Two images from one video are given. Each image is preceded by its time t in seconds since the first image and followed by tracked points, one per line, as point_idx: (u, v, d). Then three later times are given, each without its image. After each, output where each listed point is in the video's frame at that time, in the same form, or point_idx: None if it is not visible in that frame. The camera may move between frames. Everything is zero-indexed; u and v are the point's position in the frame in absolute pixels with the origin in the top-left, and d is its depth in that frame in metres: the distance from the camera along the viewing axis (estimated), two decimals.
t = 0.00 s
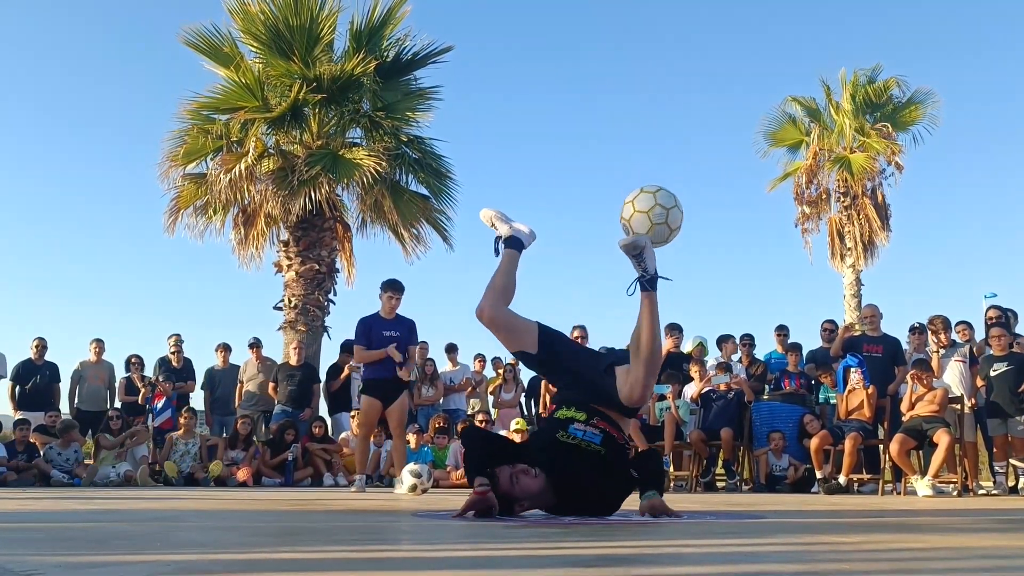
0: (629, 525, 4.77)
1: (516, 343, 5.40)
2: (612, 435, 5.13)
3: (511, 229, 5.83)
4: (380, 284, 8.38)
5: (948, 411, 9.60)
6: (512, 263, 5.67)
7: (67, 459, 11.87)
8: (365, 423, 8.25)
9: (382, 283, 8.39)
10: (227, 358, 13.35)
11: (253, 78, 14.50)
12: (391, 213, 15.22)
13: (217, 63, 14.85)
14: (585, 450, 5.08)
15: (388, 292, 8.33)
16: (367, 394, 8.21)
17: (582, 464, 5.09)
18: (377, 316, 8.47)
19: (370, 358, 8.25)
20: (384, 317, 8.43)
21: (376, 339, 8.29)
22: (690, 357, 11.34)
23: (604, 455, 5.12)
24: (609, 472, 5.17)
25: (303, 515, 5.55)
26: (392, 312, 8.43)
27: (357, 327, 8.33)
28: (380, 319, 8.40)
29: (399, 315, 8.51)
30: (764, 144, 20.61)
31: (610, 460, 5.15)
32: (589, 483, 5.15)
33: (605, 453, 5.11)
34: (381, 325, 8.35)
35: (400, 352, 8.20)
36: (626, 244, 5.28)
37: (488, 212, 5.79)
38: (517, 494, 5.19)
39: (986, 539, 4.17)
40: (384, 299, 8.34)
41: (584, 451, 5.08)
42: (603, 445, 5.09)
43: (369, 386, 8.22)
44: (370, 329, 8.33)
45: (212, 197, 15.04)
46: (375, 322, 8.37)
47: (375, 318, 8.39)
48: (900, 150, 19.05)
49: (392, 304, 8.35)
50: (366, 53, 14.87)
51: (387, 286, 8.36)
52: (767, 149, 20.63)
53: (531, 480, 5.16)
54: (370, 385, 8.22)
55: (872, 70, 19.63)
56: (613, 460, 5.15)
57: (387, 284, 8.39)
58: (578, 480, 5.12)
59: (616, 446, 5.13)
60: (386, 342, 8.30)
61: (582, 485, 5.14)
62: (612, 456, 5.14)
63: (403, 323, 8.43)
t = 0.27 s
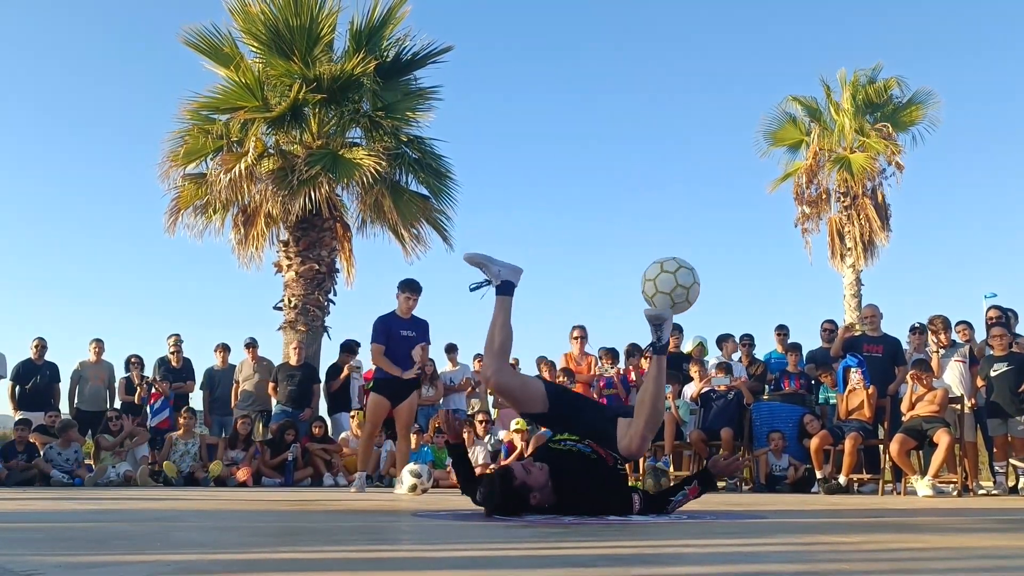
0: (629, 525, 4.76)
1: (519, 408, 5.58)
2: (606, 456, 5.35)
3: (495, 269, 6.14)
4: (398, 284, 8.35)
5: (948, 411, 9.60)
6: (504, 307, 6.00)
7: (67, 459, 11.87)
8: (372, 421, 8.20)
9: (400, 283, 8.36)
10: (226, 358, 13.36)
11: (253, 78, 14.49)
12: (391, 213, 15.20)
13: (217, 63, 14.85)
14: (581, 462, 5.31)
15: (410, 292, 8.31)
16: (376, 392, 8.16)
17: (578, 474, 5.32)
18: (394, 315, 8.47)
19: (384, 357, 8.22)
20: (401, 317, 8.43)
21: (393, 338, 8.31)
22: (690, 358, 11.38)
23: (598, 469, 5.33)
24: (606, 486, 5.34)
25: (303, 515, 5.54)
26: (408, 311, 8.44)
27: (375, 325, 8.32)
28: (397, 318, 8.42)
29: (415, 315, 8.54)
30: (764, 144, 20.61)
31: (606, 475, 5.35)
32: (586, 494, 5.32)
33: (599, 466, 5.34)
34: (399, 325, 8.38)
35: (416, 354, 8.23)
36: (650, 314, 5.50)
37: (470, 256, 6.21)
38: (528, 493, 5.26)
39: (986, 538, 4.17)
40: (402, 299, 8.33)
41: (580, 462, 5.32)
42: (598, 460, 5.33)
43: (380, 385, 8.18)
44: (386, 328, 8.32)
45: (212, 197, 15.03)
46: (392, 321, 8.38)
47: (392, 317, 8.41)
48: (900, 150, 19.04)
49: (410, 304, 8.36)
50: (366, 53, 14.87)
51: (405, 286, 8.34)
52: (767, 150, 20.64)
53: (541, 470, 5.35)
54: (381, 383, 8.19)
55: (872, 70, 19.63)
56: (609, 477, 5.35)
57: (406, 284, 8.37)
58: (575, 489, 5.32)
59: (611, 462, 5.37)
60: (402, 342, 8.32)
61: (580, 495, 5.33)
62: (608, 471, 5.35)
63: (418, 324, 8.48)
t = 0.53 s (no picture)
0: (629, 525, 4.76)
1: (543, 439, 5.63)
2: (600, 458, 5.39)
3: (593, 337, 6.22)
4: (407, 282, 8.35)
5: (948, 411, 9.60)
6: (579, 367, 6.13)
7: (67, 459, 11.88)
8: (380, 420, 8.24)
9: (410, 281, 8.34)
10: (225, 358, 13.36)
11: (253, 78, 14.48)
12: (391, 213, 15.20)
13: (217, 63, 14.85)
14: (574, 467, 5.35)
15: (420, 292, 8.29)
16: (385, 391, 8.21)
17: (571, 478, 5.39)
18: (402, 313, 8.44)
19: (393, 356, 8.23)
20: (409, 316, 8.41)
21: (402, 338, 8.29)
22: (690, 358, 11.37)
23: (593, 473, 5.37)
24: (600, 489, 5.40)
25: (303, 515, 5.54)
26: (417, 311, 8.44)
27: (384, 323, 8.29)
28: (405, 317, 8.40)
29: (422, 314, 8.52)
30: (764, 144, 20.61)
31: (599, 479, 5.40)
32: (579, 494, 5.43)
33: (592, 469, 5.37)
34: (408, 324, 8.35)
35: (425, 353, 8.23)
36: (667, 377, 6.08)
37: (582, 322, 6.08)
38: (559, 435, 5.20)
39: (987, 538, 4.17)
40: (411, 298, 8.33)
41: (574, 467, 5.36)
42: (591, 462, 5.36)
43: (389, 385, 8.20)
44: (396, 328, 8.30)
45: (212, 198, 15.03)
46: (401, 320, 8.35)
47: (400, 315, 8.38)
48: (900, 150, 19.04)
49: (419, 303, 8.34)
50: (366, 53, 14.86)
51: (415, 284, 8.34)
52: (767, 150, 20.65)
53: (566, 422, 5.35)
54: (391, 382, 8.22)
55: (873, 70, 19.63)
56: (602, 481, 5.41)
57: (415, 283, 8.34)
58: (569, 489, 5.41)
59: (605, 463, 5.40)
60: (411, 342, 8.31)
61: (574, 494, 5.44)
62: (601, 472, 5.39)
63: (426, 323, 8.47)
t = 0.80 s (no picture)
0: (629, 525, 4.76)
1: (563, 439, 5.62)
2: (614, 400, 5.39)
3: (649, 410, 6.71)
4: (409, 282, 8.35)
5: (948, 411, 9.60)
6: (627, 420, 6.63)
7: (66, 458, 11.88)
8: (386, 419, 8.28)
9: (413, 281, 8.36)
10: (224, 358, 13.37)
11: (253, 78, 14.48)
12: (391, 213, 15.20)
13: (217, 63, 14.85)
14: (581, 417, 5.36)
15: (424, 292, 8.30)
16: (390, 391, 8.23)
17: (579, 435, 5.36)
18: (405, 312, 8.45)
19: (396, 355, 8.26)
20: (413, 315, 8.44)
21: (405, 338, 8.31)
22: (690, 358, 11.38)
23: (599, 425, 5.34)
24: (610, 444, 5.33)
25: (303, 515, 5.54)
26: (420, 310, 8.43)
27: (387, 324, 8.31)
28: (408, 317, 8.41)
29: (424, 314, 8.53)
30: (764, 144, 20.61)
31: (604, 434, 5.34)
32: (589, 457, 5.37)
33: (597, 419, 5.35)
34: (411, 324, 8.37)
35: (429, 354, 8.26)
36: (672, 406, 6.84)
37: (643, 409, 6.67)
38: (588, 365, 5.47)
39: (987, 539, 4.18)
40: (413, 297, 8.33)
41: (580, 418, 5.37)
42: (597, 411, 5.36)
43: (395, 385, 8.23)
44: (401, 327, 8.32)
45: (212, 198, 15.03)
46: (403, 320, 8.37)
47: (402, 316, 8.39)
48: (900, 150, 19.05)
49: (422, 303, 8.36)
50: (366, 53, 14.87)
51: (417, 285, 8.34)
52: (767, 149, 20.65)
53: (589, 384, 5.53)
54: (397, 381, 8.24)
55: (873, 70, 19.64)
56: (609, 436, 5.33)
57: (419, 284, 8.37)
58: (581, 451, 5.37)
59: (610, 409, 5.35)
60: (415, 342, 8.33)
61: (586, 457, 5.38)
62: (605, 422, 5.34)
63: (429, 323, 8.49)
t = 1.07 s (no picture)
0: (629, 525, 4.76)
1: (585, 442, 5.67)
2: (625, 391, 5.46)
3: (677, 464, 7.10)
4: (405, 280, 8.34)
5: (948, 411, 9.61)
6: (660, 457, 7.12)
7: (66, 458, 11.90)
8: (388, 419, 8.32)
9: (408, 279, 8.35)
10: (224, 358, 13.37)
11: (253, 78, 14.48)
12: (391, 213, 15.21)
13: (217, 63, 14.86)
14: (589, 413, 5.45)
15: (419, 291, 8.29)
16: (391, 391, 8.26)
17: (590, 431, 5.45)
18: (401, 312, 8.42)
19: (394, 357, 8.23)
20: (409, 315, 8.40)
21: (403, 339, 8.28)
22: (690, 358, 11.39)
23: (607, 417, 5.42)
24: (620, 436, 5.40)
25: (304, 515, 5.55)
26: (416, 309, 8.43)
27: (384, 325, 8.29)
28: (405, 317, 8.38)
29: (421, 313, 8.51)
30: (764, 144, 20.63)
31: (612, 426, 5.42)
32: (605, 449, 5.46)
33: (604, 413, 5.44)
34: (409, 324, 8.34)
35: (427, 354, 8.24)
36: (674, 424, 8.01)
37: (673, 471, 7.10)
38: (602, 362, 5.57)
39: (986, 538, 4.19)
40: (411, 296, 8.33)
41: (588, 414, 5.46)
42: (603, 405, 5.45)
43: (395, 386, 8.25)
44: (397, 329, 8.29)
45: (212, 198, 15.04)
46: (400, 320, 8.33)
47: (400, 316, 8.36)
48: (900, 150, 19.05)
49: (419, 302, 8.34)
50: (366, 53, 14.87)
51: (414, 283, 8.34)
52: (766, 149, 20.67)
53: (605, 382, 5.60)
54: (398, 382, 8.26)
55: (873, 70, 19.65)
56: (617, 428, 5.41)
57: (414, 283, 8.37)
58: (593, 446, 5.45)
59: (616, 402, 5.43)
60: (413, 342, 8.30)
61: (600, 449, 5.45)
62: (613, 414, 5.42)
63: (426, 322, 8.46)
